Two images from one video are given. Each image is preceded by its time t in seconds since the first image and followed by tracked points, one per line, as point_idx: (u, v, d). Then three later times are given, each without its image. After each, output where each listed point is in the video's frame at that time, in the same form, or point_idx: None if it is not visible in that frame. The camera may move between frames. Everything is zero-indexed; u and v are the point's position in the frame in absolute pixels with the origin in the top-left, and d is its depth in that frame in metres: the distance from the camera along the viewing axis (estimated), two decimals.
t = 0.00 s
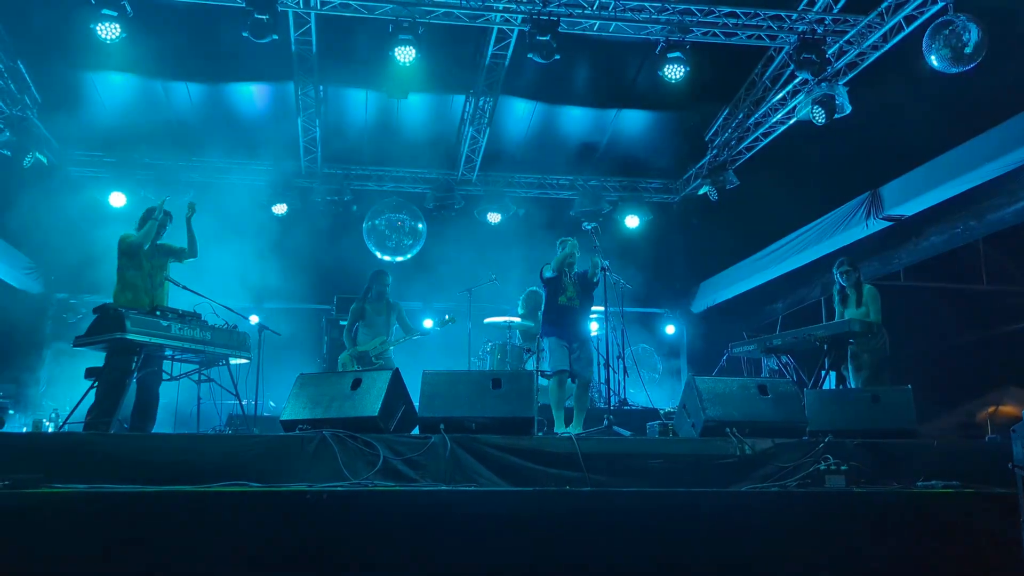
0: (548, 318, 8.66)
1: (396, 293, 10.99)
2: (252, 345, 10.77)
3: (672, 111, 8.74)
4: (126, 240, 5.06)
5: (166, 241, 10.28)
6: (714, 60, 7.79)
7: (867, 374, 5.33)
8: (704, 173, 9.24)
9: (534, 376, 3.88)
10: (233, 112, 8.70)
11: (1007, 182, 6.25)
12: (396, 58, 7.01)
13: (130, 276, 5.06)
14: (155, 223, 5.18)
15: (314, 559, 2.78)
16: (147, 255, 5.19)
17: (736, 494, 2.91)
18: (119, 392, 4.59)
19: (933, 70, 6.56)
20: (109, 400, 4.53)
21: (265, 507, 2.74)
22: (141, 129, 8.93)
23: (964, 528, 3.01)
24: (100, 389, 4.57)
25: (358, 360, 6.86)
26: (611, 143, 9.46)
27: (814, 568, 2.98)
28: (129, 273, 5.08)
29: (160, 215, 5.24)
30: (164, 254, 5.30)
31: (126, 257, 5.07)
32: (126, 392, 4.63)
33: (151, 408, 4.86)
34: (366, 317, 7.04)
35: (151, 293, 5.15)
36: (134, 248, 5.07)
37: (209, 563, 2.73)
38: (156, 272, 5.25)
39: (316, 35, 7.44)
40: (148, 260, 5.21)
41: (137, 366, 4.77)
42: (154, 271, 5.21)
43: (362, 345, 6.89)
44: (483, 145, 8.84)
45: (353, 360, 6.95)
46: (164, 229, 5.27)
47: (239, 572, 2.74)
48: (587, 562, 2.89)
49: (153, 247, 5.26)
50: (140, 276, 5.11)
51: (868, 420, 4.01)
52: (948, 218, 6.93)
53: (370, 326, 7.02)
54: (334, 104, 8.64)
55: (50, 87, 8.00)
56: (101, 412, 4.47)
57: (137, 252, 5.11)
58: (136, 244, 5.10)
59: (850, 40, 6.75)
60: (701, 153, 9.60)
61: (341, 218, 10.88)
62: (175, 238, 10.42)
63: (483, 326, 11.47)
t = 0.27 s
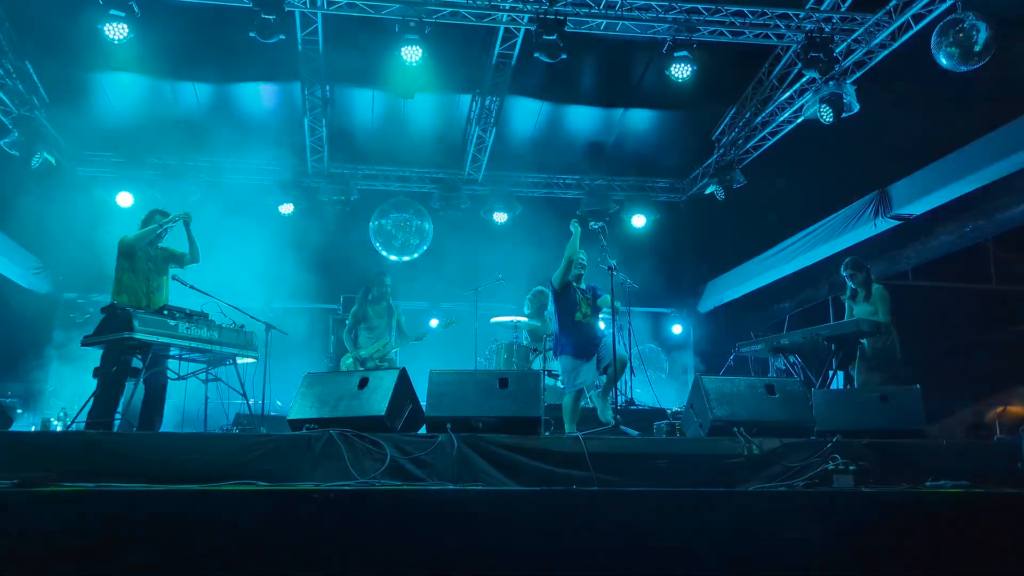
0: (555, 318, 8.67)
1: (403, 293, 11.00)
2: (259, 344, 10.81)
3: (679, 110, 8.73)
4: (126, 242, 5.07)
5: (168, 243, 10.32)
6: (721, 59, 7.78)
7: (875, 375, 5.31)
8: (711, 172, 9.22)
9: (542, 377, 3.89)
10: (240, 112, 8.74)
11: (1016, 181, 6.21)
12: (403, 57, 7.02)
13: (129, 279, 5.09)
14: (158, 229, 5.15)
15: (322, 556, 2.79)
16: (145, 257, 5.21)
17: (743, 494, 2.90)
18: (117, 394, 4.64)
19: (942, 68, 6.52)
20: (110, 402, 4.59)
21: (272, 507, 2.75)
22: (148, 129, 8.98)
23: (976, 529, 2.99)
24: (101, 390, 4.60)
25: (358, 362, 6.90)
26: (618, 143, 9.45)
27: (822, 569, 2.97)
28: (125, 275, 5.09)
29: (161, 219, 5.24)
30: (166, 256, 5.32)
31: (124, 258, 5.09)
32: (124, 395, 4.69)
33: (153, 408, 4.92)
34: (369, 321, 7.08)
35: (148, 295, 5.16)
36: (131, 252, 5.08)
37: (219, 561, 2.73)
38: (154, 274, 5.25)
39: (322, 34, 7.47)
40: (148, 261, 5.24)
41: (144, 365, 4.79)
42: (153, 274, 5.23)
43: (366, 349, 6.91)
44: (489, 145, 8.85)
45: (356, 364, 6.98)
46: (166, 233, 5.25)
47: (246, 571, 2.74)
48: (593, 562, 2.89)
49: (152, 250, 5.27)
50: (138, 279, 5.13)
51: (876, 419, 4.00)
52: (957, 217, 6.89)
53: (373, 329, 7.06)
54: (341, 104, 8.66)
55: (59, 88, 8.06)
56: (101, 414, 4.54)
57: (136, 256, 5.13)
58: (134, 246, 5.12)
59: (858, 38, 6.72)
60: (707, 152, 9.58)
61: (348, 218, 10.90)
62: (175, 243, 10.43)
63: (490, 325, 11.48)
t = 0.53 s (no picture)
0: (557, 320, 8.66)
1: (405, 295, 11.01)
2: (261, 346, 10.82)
3: (682, 112, 8.72)
4: (110, 240, 5.07)
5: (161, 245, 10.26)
6: (723, 60, 7.78)
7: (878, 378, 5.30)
8: (714, 174, 9.21)
9: (544, 379, 3.85)
10: (243, 114, 8.76)
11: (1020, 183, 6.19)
12: (406, 59, 7.03)
13: (116, 276, 5.08)
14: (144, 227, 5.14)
15: (323, 559, 2.79)
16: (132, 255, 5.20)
17: (745, 498, 2.89)
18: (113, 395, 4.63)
19: (945, 70, 6.51)
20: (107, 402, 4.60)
21: (272, 510, 2.74)
22: (152, 131, 9.00)
23: (979, 533, 2.98)
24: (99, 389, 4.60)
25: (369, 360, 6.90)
26: (621, 145, 9.45)
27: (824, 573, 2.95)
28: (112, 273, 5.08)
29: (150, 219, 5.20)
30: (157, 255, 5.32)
31: (111, 258, 5.09)
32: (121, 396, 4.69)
33: (150, 409, 4.89)
34: (378, 321, 7.09)
35: (137, 293, 5.16)
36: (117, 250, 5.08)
37: (220, 564, 2.74)
38: (141, 271, 5.25)
39: (325, 36, 7.49)
40: (137, 258, 5.23)
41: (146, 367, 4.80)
42: (141, 272, 5.22)
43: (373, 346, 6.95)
44: (492, 146, 8.85)
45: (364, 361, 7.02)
46: (152, 230, 5.22)
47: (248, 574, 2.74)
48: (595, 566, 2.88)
49: (140, 246, 5.26)
50: (125, 276, 5.12)
51: (879, 422, 3.99)
52: (960, 218, 6.87)
53: (382, 328, 7.07)
54: (344, 106, 8.67)
55: (62, 90, 8.08)
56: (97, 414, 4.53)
57: (123, 254, 5.13)
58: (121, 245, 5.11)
59: (861, 40, 6.71)
60: (710, 154, 9.57)
61: (351, 220, 10.91)
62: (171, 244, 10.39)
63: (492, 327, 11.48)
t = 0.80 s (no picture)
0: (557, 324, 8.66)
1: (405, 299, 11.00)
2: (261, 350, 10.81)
3: (681, 116, 8.74)
4: (104, 247, 5.05)
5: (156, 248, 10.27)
6: (723, 64, 7.80)
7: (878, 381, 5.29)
8: (714, 177, 9.22)
9: (544, 383, 3.85)
10: (243, 118, 8.76)
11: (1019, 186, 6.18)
12: (406, 63, 7.04)
13: (111, 281, 5.08)
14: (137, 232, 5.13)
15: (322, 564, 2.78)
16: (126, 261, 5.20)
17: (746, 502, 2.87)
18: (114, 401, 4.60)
19: (944, 73, 6.51)
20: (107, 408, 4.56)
21: (271, 514, 2.73)
22: (151, 135, 9.00)
23: (981, 536, 2.96)
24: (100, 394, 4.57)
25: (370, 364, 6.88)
26: (621, 149, 9.46)
27: None
28: (107, 280, 5.08)
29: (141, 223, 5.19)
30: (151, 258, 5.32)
31: (105, 265, 5.09)
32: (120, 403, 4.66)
33: (148, 413, 4.88)
34: (382, 324, 7.08)
35: (131, 296, 5.16)
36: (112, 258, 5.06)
37: (218, 569, 2.72)
38: (135, 276, 5.24)
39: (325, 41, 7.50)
40: (131, 262, 5.24)
41: (144, 371, 4.78)
42: (136, 275, 5.23)
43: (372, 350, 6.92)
44: (492, 150, 8.86)
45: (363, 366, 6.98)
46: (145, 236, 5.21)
47: None
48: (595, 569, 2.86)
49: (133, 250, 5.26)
50: (120, 281, 5.12)
51: (879, 426, 3.98)
52: (960, 222, 6.87)
53: (384, 331, 7.06)
54: (344, 110, 8.68)
55: (62, 94, 8.08)
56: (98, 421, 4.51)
57: (117, 261, 5.12)
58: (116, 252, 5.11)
59: (860, 43, 6.71)
60: (711, 157, 9.57)
61: (352, 224, 10.91)
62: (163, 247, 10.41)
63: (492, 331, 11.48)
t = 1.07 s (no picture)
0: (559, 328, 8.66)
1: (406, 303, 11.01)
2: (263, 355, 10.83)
3: (682, 120, 8.75)
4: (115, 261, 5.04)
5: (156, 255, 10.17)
6: (724, 69, 7.81)
7: (880, 385, 5.29)
8: (715, 182, 9.21)
9: (546, 387, 3.86)
10: (244, 122, 8.77)
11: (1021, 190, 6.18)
12: (407, 68, 7.06)
13: (118, 291, 5.08)
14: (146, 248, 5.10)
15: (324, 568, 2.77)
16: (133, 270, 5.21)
17: (748, 506, 2.87)
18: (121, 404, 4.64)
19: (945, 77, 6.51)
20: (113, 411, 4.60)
21: (273, 518, 2.73)
22: (153, 140, 9.02)
23: (984, 540, 2.96)
24: (104, 400, 4.60)
25: (363, 372, 6.86)
26: (622, 153, 9.47)
27: None
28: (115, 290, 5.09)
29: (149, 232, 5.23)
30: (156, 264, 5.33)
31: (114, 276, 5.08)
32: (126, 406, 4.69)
33: (153, 418, 4.90)
34: (376, 328, 7.06)
35: (139, 304, 5.18)
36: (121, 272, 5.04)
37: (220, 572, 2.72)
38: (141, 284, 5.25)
39: (326, 46, 7.53)
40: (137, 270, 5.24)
41: (146, 375, 4.79)
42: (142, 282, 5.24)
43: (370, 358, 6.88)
44: (494, 155, 8.87)
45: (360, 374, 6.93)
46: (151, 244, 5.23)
47: None
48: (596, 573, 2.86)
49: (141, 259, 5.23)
50: (127, 289, 5.13)
51: (881, 430, 3.98)
52: (961, 225, 6.86)
53: (376, 337, 7.02)
54: (346, 115, 8.70)
55: (64, 99, 8.10)
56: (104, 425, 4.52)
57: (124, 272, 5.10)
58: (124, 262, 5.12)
59: (861, 48, 6.73)
60: (712, 161, 9.57)
61: (353, 228, 10.91)
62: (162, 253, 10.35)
63: (494, 335, 11.49)
